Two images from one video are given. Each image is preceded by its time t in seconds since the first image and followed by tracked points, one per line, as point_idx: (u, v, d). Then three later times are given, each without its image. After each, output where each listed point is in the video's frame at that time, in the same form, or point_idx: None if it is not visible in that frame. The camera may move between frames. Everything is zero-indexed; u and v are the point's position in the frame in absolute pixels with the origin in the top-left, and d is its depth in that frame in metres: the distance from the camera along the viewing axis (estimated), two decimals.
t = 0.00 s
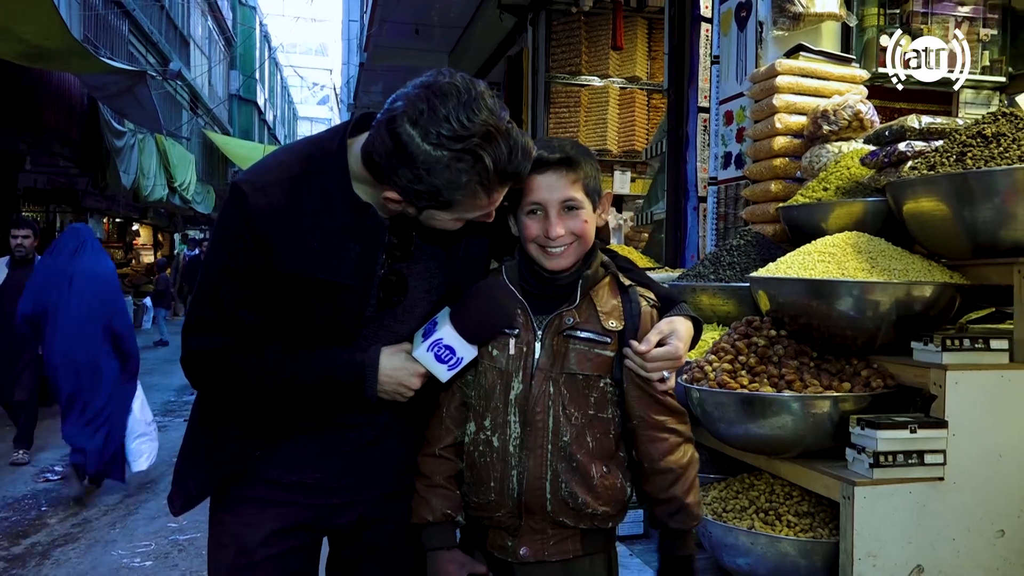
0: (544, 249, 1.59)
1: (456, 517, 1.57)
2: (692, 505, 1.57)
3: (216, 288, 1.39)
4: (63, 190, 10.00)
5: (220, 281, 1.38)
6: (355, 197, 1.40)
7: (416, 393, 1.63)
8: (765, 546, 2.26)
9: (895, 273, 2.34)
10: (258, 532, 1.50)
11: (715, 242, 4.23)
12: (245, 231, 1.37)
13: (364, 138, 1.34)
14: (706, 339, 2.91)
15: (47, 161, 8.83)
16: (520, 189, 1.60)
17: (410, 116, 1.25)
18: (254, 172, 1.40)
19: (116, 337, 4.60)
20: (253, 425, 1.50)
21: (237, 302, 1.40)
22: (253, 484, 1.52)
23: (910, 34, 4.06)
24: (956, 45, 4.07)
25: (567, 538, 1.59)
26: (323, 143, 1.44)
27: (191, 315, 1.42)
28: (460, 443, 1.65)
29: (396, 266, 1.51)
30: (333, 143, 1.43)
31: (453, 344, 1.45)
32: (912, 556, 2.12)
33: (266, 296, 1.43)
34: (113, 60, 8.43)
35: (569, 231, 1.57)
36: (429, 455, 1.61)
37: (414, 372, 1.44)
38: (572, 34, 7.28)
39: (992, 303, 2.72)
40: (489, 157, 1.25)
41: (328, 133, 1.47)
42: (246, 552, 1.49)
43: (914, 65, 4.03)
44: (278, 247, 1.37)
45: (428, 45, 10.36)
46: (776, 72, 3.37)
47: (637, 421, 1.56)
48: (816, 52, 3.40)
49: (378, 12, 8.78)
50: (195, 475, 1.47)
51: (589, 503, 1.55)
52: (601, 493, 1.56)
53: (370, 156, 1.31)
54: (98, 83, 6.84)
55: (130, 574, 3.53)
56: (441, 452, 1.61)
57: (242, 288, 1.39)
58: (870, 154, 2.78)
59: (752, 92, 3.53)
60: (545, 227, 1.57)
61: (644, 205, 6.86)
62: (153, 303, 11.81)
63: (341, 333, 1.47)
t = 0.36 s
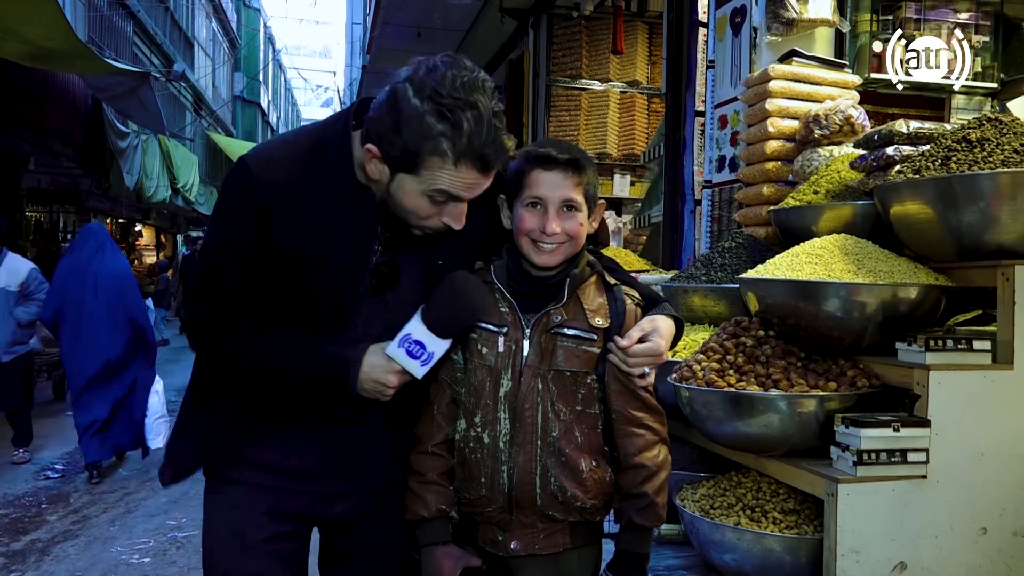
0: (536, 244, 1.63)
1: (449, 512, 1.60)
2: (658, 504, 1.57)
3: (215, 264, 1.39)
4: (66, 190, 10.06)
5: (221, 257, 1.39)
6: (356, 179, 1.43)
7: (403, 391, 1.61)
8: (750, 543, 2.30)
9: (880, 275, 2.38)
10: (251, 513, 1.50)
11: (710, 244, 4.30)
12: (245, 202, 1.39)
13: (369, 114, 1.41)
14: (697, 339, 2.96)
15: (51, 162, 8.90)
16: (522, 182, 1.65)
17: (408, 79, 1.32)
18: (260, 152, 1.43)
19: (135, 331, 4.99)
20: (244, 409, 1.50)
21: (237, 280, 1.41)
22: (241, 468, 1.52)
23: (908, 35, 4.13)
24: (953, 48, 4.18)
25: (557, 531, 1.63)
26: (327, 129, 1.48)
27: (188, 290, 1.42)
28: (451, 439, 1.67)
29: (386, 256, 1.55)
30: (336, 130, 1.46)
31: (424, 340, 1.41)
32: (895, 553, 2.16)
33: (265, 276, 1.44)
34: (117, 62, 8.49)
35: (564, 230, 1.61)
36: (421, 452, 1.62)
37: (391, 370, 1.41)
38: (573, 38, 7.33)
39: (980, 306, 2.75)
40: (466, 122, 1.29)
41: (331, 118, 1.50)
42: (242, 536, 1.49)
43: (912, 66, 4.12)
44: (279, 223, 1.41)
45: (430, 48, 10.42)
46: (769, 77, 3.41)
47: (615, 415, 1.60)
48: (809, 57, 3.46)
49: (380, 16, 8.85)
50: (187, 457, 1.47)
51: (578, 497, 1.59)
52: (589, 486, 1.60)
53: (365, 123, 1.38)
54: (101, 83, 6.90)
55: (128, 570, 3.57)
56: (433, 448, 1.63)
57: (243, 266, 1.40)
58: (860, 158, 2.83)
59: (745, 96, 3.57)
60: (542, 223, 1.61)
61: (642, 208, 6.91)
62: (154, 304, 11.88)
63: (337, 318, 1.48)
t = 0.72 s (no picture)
0: (519, 244, 1.66)
1: (439, 509, 1.64)
2: (636, 489, 1.63)
3: (217, 248, 1.42)
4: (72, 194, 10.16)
5: (222, 242, 1.41)
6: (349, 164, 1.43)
7: (396, 389, 1.65)
8: (740, 537, 2.34)
9: (868, 274, 2.42)
10: (247, 509, 1.50)
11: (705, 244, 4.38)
12: (246, 185, 1.41)
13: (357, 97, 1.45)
14: (690, 338, 3.00)
15: (58, 165, 9.00)
16: (506, 185, 1.67)
17: (389, 63, 1.37)
18: (259, 139, 1.44)
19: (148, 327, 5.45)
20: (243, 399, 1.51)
21: (240, 263, 1.43)
22: (233, 460, 1.52)
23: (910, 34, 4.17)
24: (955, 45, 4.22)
25: (547, 522, 1.67)
26: (327, 115, 1.48)
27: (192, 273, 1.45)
28: (441, 437, 1.71)
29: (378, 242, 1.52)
30: (332, 117, 1.47)
31: (391, 321, 1.33)
32: (881, 547, 2.20)
33: (265, 260, 1.46)
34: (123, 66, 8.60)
35: (546, 233, 1.65)
36: (410, 451, 1.66)
37: (370, 359, 1.35)
38: (574, 41, 7.37)
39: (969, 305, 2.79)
40: (441, 102, 1.32)
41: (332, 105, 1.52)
42: (240, 529, 1.49)
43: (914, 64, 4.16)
44: (277, 207, 1.42)
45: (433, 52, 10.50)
46: (763, 80, 3.46)
47: (598, 404, 1.66)
48: (802, 61, 3.50)
49: (382, 19, 8.93)
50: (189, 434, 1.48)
51: (567, 486, 1.64)
52: (578, 476, 1.65)
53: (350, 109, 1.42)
54: (107, 87, 7.00)
55: (132, 568, 3.63)
56: (422, 447, 1.66)
57: (247, 250, 1.43)
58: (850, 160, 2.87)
59: (740, 99, 3.62)
60: (525, 225, 1.64)
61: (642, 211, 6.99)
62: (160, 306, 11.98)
63: (334, 305, 1.48)
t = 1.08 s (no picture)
0: (503, 251, 1.72)
1: (438, 509, 1.70)
2: (628, 481, 1.70)
3: (218, 258, 1.45)
4: (83, 202, 10.29)
5: (223, 253, 1.45)
6: (345, 176, 1.48)
7: (395, 393, 1.71)
8: (736, 537, 2.38)
9: (861, 278, 2.47)
10: (253, 513, 1.55)
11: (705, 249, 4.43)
12: (242, 200, 1.44)
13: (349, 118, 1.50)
14: (689, 341, 3.05)
15: (68, 173, 9.14)
16: (491, 194, 1.73)
17: (384, 75, 1.39)
18: (255, 154, 1.48)
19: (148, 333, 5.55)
20: (248, 407, 1.55)
21: (241, 275, 1.46)
22: (238, 468, 1.57)
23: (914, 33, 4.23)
24: (956, 46, 4.30)
25: (546, 518, 1.73)
26: (317, 132, 1.53)
27: (194, 283, 1.48)
28: (438, 440, 1.77)
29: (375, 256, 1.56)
30: (322, 136, 1.51)
31: (394, 314, 1.39)
32: (875, 545, 2.24)
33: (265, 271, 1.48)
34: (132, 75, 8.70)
35: (530, 240, 1.71)
36: (408, 454, 1.72)
37: (374, 355, 1.41)
38: (578, 47, 7.43)
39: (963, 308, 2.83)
40: (448, 104, 1.36)
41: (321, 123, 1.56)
42: (242, 534, 1.55)
43: (915, 63, 4.23)
44: (274, 219, 1.45)
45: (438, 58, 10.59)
46: (760, 87, 3.52)
47: (589, 401, 1.72)
48: (799, 68, 3.56)
49: (388, 27, 9.03)
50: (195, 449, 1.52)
51: (562, 481, 1.69)
52: (573, 471, 1.70)
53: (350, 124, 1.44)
54: (117, 96, 7.11)
55: (142, 571, 3.69)
56: (420, 450, 1.72)
57: (252, 257, 1.45)
58: (845, 166, 2.93)
59: (738, 106, 3.68)
60: (510, 232, 1.70)
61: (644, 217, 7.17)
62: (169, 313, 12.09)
63: (330, 313, 1.50)
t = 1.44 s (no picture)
0: (505, 260, 1.77)
1: (442, 507, 1.73)
2: (632, 480, 1.74)
3: (224, 279, 1.47)
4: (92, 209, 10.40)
5: (229, 275, 1.47)
6: (342, 194, 1.53)
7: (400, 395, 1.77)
8: (734, 536, 2.43)
9: (856, 282, 2.51)
10: (264, 514, 1.61)
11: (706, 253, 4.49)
12: (246, 218, 1.47)
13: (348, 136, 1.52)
14: (689, 344, 3.10)
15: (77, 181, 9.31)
16: (494, 204, 1.75)
17: (387, 107, 1.38)
18: (254, 175, 1.51)
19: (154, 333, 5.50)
20: (263, 427, 1.59)
21: (250, 294, 1.49)
22: (251, 473, 1.63)
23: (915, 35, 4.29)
24: (956, 46, 4.32)
25: (547, 515, 1.78)
26: (312, 150, 1.59)
27: (199, 305, 1.50)
28: (444, 440, 1.81)
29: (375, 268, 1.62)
30: (320, 151, 1.57)
31: (434, 338, 1.50)
32: (869, 544, 2.29)
33: (270, 286, 1.52)
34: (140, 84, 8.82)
35: (531, 250, 1.75)
36: (415, 454, 1.77)
37: (401, 364, 1.53)
38: (582, 54, 7.53)
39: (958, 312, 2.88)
40: (454, 138, 1.37)
41: (314, 143, 1.62)
42: (253, 535, 1.60)
43: (915, 63, 4.29)
44: (280, 238, 1.49)
45: (443, 65, 10.71)
46: (759, 94, 3.58)
47: (592, 403, 1.78)
48: (797, 75, 3.61)
49: (394, 35, 9.14)
50: (213, 465, 1.56)
51: (563, 480, 1.75)
52: (574, 470, 1.76)
53: (350, 151, 1.43)
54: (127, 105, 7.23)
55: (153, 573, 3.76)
56: (426, 450, 1.77)
57: (255, 282, 1.49)
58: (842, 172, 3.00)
59: (737, 112, 3.74)
60: (512, 242, 1.74)
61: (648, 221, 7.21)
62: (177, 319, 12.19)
63: (337, 326, 1.57)
